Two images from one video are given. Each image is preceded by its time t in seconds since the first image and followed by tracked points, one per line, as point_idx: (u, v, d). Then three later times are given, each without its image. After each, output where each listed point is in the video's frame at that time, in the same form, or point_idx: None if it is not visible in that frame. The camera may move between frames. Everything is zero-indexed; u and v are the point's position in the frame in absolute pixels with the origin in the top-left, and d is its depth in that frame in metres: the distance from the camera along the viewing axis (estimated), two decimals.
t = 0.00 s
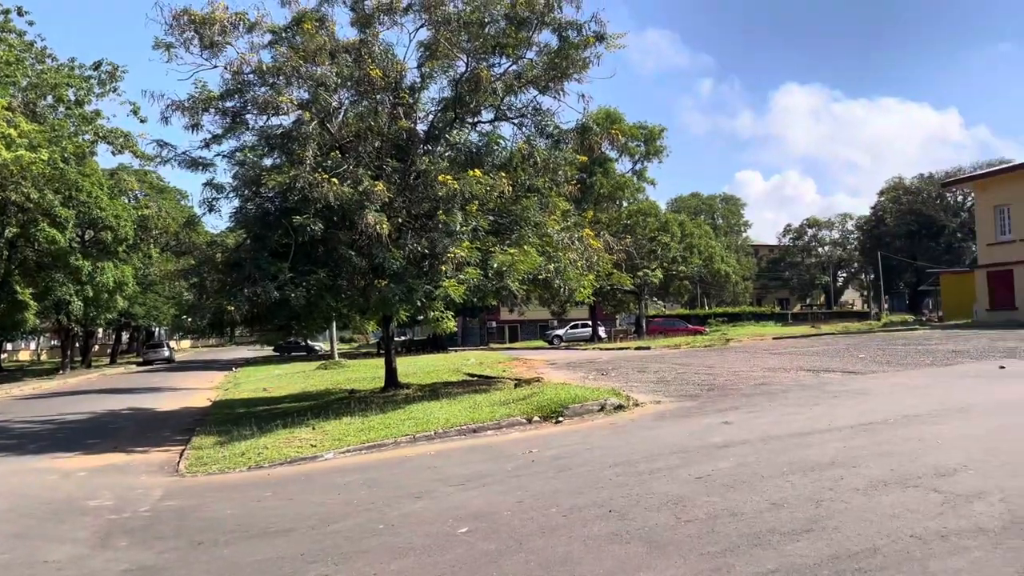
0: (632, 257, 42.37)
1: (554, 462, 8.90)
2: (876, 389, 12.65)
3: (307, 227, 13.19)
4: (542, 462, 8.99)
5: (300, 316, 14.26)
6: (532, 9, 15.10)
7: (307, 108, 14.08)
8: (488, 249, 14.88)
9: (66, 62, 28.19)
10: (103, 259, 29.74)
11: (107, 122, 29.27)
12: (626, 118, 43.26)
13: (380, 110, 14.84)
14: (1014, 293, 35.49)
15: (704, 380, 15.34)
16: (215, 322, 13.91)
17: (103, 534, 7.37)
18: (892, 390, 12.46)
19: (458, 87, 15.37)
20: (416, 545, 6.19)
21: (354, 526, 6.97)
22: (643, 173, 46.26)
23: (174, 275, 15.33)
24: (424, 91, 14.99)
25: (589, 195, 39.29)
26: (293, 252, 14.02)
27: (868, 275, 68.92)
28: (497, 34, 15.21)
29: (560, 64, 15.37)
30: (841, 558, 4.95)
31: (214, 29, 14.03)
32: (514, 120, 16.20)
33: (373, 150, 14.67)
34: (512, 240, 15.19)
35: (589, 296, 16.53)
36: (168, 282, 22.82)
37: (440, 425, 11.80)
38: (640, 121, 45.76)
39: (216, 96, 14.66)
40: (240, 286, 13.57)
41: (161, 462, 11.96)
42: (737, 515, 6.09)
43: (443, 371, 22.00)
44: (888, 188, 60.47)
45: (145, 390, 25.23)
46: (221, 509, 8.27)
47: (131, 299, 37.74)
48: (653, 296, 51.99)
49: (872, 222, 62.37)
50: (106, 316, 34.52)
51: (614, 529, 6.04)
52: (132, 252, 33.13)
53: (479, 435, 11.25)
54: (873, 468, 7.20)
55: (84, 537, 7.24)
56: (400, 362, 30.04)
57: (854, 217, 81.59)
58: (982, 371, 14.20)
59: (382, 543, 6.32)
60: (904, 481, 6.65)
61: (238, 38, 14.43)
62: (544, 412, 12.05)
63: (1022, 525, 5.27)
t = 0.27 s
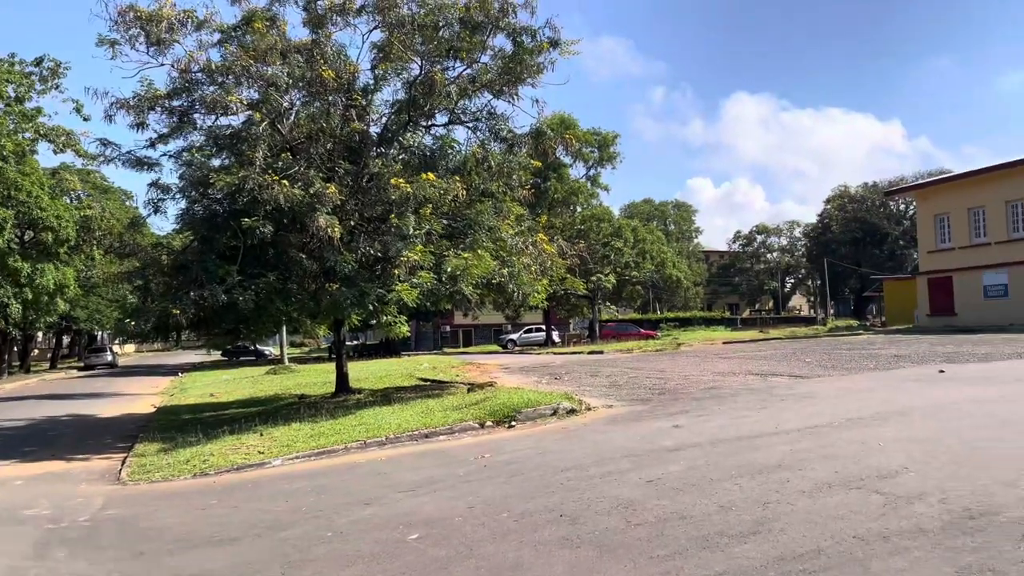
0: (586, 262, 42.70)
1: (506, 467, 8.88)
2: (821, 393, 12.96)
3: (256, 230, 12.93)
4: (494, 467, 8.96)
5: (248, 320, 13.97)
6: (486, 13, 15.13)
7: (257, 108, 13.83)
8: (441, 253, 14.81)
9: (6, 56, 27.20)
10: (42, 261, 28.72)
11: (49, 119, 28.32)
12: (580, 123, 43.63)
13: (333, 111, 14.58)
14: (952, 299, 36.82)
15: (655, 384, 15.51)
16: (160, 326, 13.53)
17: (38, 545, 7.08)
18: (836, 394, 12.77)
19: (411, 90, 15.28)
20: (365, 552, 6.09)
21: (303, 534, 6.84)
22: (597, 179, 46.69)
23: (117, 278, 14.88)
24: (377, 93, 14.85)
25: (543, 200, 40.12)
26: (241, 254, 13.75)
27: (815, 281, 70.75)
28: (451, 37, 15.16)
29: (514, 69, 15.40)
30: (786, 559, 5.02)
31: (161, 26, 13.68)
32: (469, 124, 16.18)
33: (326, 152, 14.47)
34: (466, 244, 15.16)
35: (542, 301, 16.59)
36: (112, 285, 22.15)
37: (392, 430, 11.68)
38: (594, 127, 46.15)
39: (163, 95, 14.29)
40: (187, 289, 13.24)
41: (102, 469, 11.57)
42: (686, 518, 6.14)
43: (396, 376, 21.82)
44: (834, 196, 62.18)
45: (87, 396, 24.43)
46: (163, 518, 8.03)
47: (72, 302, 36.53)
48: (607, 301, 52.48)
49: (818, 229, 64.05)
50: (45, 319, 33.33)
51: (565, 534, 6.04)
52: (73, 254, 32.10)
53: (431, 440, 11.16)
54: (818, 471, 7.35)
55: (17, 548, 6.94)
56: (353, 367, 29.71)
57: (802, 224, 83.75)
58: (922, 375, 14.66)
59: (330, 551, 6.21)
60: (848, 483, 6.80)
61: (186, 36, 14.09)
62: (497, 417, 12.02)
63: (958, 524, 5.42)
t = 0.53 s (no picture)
0: (544, 267, 42.90)
1: (462, 472, 8.84)
2: (772, 397, 13.22)
3: (207, 233, 12.62)
4: (450, 472, 8.92)
5: (199, 324, 13.67)
6: (444, 17, 15.09)
7: (209, 108, 13.57)
8: (398, 257, 14.71)
9: None
10: None
11: None
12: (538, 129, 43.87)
13: (289, 112, 14.36)
14: (898, 305, 37.83)
15: (612, 389, 15.63)
16: (107, 330, 13.15)
17: None
18: (787, 398, 13.03)
19: (368, 93, 15.17)
20: (317, 560, 5.99)
21: (253, 542, 6.70)
22: (554, 185, 46.94)
23: (62, 280, 14.43)
24: (334, 95, 14.69)
25: (501, 205, 39.87)
26: (193, 257, 13.45)
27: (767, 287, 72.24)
28: (409, 41, 15.10)
29: (472, 73, 15.40)
30: (738, 562, 5.08)
31: (110, 23, 13.33)
32: (427, 127, 16.12)
33: (280, 154, 14.26)
34: (423, 248, 15.08)
35: (499, 306, 16.60)
36: (56, 288, 21.49)
37: (346, 436, 11.54)
38: (552, 133, 46.44)
39: (112, 93, 13.92)
40: (135, 292, 12.89)
41: (44, 477, 11.18)
42: (640, 522, 6.19)
43: (351, 381, 21.58)
44: (786, 204, 63.61)
45: (29, 402, 23.62)
46: (108, 526, 7.78)
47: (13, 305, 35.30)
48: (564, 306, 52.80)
49: (771, 236, 65.44)
50: None
51: (520, 539, 6.03)
52: (16, 255, 31.05)
53: (386, 446, 11.06)
54: (769, 474, 7.48)
55: None
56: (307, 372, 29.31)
57: (755, 231, 85.48)
58: (869, 380, 15.06)
59: (281, 560, 6.09)
60: (798, 485, 6.93)
61: (136, 34, 13.77)
62: (453, 422, 11.97)
63: (904, 525, 5.55)
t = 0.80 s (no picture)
0: (506, 271, 42.97)
1: (422, 477, 8.80)
2: (730, 400, 13.44)
3: (162, 235, 12.35)
4: (410, 477, 8.86)
5: (154, 328, 13.36)
6: (406, 19, 15.09)
7: (165, 108, 13.30)
8: (359, 261, 14.58)
9: None
10: None
11: None
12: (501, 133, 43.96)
13: (246, 113, 14.23)
14: (852, 310, 38.93)
15: (573, 392, 15.71)
16: (57, 334, 12.78)
17: None
18: (745, 401, 13.25)
19: (329, 94, 15.03)
20: (274, 567, 5.90)
21: (207, 550, 6.56)
22: (517, 189, 47.05)
23: (10, 282, 13.98)
24: (293, 96, 14.52)
25: (464, 208, 39.84)
26: (147, 259, 13.15)
27: (726, 291, 73.37)
28: (370, 43, 15.03)
29: (435, 76, 15.38)
30: (695, 564, 5.14)
31: (64, 20, 12.98)
32: (388, 130, 16.03)
33: (238, 155, 14.03)
34: (385, 251, 14.97)
35: (462, 309, 16.57)
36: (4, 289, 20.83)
37: (305, 441, 11.39)
38: (515, 137, 46.51)
39: (65, 91, 13.55)
40: (86, 295, 12.54)
41: None
42: (599, 525, 6.23)
43: (311, 385, 21.32)
44: (744, 210, 64.71)
45: None
46: (56, 535, 7.55)
47: None
48: (526, 309, 52.95)
49: (730, 241, 66.51)
50: None
51: (480, 544, 6.02)
52: None
53: (346, 451, 10.95)
54: (726, 476, 7.59)
55: None
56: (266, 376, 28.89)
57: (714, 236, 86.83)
58: (824, 383, 15.38)
59: (237, 568, 5.97)
60: (754, 488, 7.05)
61: (90, 31, 13.43)
62: (414, 427, 11.91)
63: (857, 526, 5.67)
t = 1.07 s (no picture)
0: (473, 274, 42.94)
1: (387, 481, 8.75)
2: (694, 403, 13.61)
3: (121, 236, 12.09)
4: (375, 482, 8.80)
5: (113, 330, 13.09)
6: (373, 20, 15.07)
7: (126, 107, 13.04)
8: (324, 263, 14.45)
9: None
10: None
11: None
12: (468, 136, 43.93)
13: (210, 113, 14.04)
14: (813, 314, 39.72)
15: (539, 395, 15.76)
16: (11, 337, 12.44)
17: None
18: (709, 404, 13.42)
19: (294, 95, 14.90)
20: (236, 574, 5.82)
21: (166, 557, 6.45)
22: (484, 192, 46.97)
23: None
24: (258, 97, 14.36)
25: (430, 211, 39.71)
26: (106, 261, 12.88)
27: (691, 295, 74.23)
28: (336, 44, 14.94)
29: (402, 78, 15.35)
30: (659, 567, 5.20)
31: (21, 16, 12.66)
32: (355, 132, 15.94)
33: (201, 156, 13.82)
34: (350, 254, 14.87)
35: (428, 312, 16.52)
36: None
37: (268, 446, 11.25)
38: (482, 140, 46.47)
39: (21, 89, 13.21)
40: (42, 297, 12.23)
41: None
42: (564, 528, 6.27)
43: (275, 389, 21.05)
44: (709, 215, 65.56)
45: None
46: (8, 543, 7.34)
47: None
48: (493, 313, 52.96)
49: (694, 246, 67.33)
50: None
51: (445, 548, 6.01)
52: None
53: (310, 455, 10.85)
54: (690, 478, 7.70)
55: None
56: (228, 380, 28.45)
57: (679, 240, 87.86)
58: (786, 386, 15.65)
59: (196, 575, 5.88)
60: (717, 489, 7.16)
61: (49, 28, 13.12)
62: (379, 430, 11.84)
63: (817, 528, 5.79)
